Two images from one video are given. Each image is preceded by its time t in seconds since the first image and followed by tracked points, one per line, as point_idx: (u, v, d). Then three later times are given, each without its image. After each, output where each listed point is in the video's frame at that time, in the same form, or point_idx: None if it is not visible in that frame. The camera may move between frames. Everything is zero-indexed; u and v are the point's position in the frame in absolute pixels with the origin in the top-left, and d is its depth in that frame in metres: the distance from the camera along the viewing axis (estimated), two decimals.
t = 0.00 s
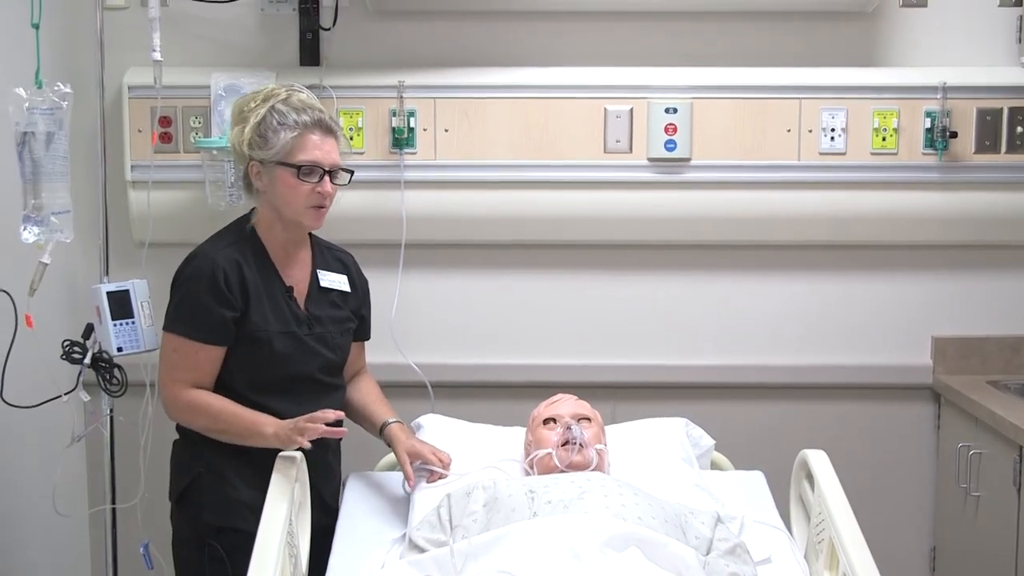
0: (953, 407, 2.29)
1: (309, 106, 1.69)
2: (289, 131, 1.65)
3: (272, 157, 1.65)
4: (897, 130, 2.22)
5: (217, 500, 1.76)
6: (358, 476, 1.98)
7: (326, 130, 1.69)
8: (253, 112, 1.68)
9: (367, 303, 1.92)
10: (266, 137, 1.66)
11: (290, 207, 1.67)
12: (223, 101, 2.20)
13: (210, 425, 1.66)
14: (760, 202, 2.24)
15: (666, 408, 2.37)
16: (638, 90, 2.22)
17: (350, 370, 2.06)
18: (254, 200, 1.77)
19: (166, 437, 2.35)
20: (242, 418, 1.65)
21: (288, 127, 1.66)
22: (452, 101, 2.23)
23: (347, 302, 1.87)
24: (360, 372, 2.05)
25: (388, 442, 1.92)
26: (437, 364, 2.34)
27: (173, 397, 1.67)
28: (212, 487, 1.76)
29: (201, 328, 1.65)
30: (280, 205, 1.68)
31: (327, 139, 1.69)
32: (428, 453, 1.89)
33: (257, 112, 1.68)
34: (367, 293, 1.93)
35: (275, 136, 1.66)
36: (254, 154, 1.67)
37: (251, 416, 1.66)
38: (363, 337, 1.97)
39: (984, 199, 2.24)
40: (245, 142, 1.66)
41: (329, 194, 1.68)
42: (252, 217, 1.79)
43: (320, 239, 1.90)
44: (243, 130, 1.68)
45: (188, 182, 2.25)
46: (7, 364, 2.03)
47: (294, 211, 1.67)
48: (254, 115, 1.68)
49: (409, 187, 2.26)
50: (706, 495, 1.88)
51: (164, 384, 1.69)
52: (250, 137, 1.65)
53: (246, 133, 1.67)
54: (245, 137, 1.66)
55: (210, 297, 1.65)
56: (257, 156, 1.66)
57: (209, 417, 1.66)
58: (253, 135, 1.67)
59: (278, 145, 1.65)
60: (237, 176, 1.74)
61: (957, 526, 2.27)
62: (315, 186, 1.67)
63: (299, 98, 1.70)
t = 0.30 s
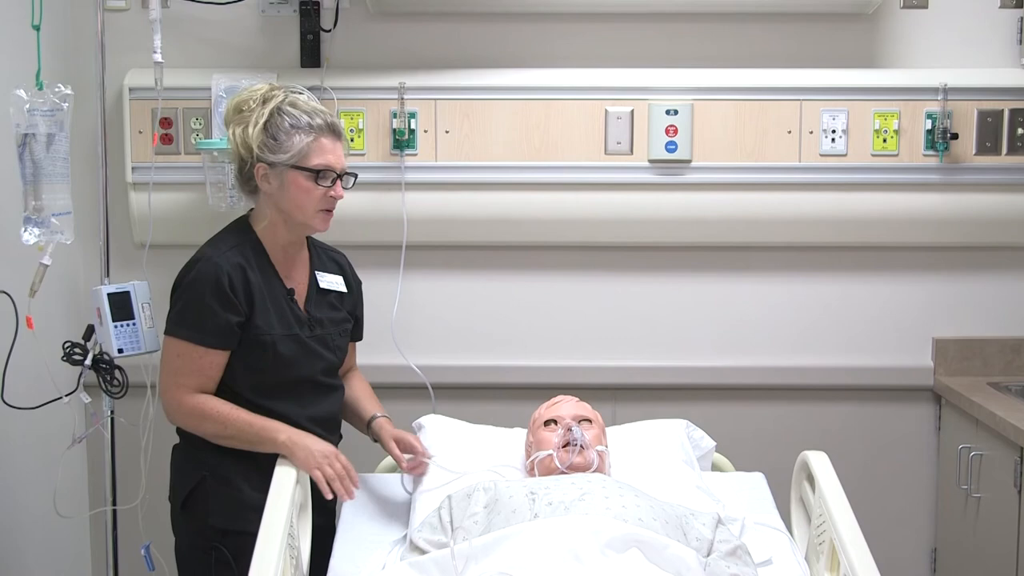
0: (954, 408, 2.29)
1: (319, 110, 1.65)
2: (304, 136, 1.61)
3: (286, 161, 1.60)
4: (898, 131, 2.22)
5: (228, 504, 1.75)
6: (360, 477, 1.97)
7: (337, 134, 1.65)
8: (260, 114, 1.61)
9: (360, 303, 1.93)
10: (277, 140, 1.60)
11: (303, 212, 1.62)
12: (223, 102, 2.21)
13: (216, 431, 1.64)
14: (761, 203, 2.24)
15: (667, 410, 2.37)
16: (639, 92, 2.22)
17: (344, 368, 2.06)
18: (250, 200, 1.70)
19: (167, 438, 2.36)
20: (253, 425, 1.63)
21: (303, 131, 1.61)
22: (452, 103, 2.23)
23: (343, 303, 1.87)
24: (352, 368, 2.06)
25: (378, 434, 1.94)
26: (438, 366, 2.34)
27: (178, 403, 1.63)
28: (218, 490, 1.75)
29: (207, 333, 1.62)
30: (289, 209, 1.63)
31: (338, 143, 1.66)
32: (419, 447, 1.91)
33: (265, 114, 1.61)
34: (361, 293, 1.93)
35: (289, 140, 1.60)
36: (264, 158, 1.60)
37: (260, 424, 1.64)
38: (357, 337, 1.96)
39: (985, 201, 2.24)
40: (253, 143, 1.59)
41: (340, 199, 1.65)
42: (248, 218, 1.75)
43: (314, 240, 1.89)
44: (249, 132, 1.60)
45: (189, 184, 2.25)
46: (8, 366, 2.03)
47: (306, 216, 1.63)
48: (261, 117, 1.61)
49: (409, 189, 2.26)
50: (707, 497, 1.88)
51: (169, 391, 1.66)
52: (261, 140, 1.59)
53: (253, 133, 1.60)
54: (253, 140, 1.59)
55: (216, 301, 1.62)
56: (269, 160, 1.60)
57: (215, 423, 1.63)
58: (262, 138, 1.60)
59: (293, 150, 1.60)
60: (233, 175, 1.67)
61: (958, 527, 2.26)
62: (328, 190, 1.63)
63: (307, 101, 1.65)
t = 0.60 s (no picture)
0: (955, 410, 2.28)
1: (320, 112, 1.64)
2: (308, 138, 1.60)
3: (290, 165, 1.59)
4: (898, 133, 2.22)
5: (238, 509, 1.68)
6: (359, 478, 1.99)
7: (338, 136, 1.66)
8: (260, 116, 1.60)
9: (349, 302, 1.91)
10: (280, 143, 1.59)
11: (307, 215, 1.62)
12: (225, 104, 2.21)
13: (264, 432, 1.57)
14: (761, 205, 2.24)
15: (667, 411, 2.37)
16: (640, 93, 2.22)
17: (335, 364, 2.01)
18: (247, 203, 1.67)
19: (167, 439, 2.36)
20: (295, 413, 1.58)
21: (306, 134, 1.60)
22: (453, 104, 2.23)
23: (338, 302, 1.84)
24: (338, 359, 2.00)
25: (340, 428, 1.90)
26: (439, 367, 2.34)
27: (224, 412, 1.54)
28: (226, 493, 1.68)
29: (239, 335, 1.55)
30: (292, 211, 1.62)
31: (338, 145, 1.66)
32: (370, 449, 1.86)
33: (266, 116, 1.59)
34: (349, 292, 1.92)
35: (292, 144, 1.59)
36: (266, 161, 1.59)
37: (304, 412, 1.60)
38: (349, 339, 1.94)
39: (986, 202, 2.24)
40: (256, 145, 1.57)
41: (342, 201, 1.66)
42: (244, 219, 1.69)
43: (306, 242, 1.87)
44: (250, 134, 1.58)
45: (190, 185, 2.25)
46: (9, 367, 2.03)
47: (311, 218, 1.63)
48: (262, 120, 1.59)
49: (410, 190, 2.26)
50: (707, 498, 1.88)
51: (197, 405, 1.56)
52: (264, 142, 1.57)
53: (255, 135, 1.58)
54: (255, 142, 1.57)
55: (241, 303, 1.56)
56: (272, 163, 1.59)
57: (262, 424, 1.56)
58: (265, 140, 1.58)
59: (297, 153, 1.59)
60: (230, 178, 1.64)
61: (959, 529, 2.26)
62: (331, 193, 1.64)
63: (307, 103, 1.64)
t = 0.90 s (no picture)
0: (956, 411, 2.28)
1: (323, 114, 1.63)
2: (310, 142, 1.60)
3: (293, 169, 1.59)
4: (899, 134, 2.22)
5: (251, 512, 1.67)
6: (359, 479, 1.99)
7: (341, 138, 1.65)
8: (263, 119, 1.59)
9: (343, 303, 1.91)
10: (282, 147, 1.59)
11: (310, 218, 1.63)
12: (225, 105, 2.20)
13: (272, 435, 1.56)
14: (761, 206, 2.25)
15: (668, 412, 2.37)
16: (640, 95, 2.22)
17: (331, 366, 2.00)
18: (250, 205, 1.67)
19: (168, 440, 2.36)
20: (302, 417, 1.58)
21: (309, 137, 1.60)
22: (453, 106, 2.23)
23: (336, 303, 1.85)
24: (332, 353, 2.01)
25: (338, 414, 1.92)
26: (439, 368, 2.34)
27: (231, 415, 1.54)
28: (238, 496, 1.67)
29: (250, 340, 1.54)
30: (296, 214, 1.63)
31: (341, 147, 1.66)
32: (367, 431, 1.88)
33: (268, 119, 1.59)
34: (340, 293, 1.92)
35: (295, 147, 1.59)
36: (269, 165, 1.59)
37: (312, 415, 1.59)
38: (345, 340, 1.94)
39: (986, 203, 2.25)
40: (258, 148, 1.57)
41: (344, 204, 1.66)
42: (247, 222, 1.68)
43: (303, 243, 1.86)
44: (253, 138, 1.58)
45: (190, 187, 2.25)
46: (10, 369, 2.03)
47: (314, 221, 1.63)
48: (264, 123, 1.59)
49: (410, 191, 2.26)
50: (708, 500, 1.88)
51: (204, 406, 1.55)
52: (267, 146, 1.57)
53: (258, 138, 1.58)
54: (258, 146, 1.57)
55: (252, 307, 1.55)
56: (275, 167, 1.58)
57: (270, 428, 1.56)
58: (268, 144, 1.58)
59: (300, 156, 1.59)
60: (233, 180, 1.64)
61: (959, 530, 2.26)
62: (334, 196, 1.64)
63: (309, 105, 1.63)
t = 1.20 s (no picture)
0: (957, 413, 2.28)
1: (328, 118, 1.63)
2: (315, 147, 1.60)
3: (297, 173, 1.59)
4: (900, 136, 2.22)
5: (254, 516, 1.67)
6: (357, 482, 1.99)
7: (345, 143, 1.65)
8: (267, 122, 1.59)
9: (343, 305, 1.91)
10: (286, 151, 1.58)
11: (312, 221, 1.63)
12: (226, 107, 2.20)
13: (272, 439, 1.56)
14: (761, 208, 2.25)
15: (669, 414, 2.37)
16: (641, 97, 2.22)
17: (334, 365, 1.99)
18: (253, 207, 1.67)
19: (169, 442, 2.36)
20: (302, 422, 1.57)
21: (314, 142, 1.59)
22: (454, 107, 2.23)
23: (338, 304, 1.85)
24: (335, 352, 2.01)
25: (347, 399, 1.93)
26: (440, 370, 2.34)
27: (230, 417, 1.54)
28: (241, 500, 1.66)
29: (254, 344, 1.54)
30: (299, 217, 1.63)
31: (345, 152, 1.66)
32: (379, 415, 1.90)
33: (272, 123, 1.58)
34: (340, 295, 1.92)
35: (299, 152, 1.58)
36: (273, 168, 1.58)
37: (312, 421, 1.59)
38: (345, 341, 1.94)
39: (986, 205, 2.25)
40: (262, 152, 1.57)
41: (347, 208, 1.66)
42: (251, 223, 1.68)
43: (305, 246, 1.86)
44: (257, 141, 1.58)
45: (191, 189, 2.25)
46: (11, 371, 2.03)
47: (316, 225, 1.63)
48: (269, 127, 1.58)
49: (411, 193, 2.25)
50: (709, 502, 1.88)
51: (205, 406, 1.55)
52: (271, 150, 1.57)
53: (262, 142, 1.57)
54: (262, 149, 1.57)
55: (257, 311, 1.55)
56: (278, 171, 1.58)
57: (269, 432, 1.55)
58: (272, 148, 1.58)
59: (304, 161, 1.59)
60: (236, 182, 1.64)
61: (960, 531, 2.26)
62: (337, 200, 1.64)
63: (314, 109, 1.63)
